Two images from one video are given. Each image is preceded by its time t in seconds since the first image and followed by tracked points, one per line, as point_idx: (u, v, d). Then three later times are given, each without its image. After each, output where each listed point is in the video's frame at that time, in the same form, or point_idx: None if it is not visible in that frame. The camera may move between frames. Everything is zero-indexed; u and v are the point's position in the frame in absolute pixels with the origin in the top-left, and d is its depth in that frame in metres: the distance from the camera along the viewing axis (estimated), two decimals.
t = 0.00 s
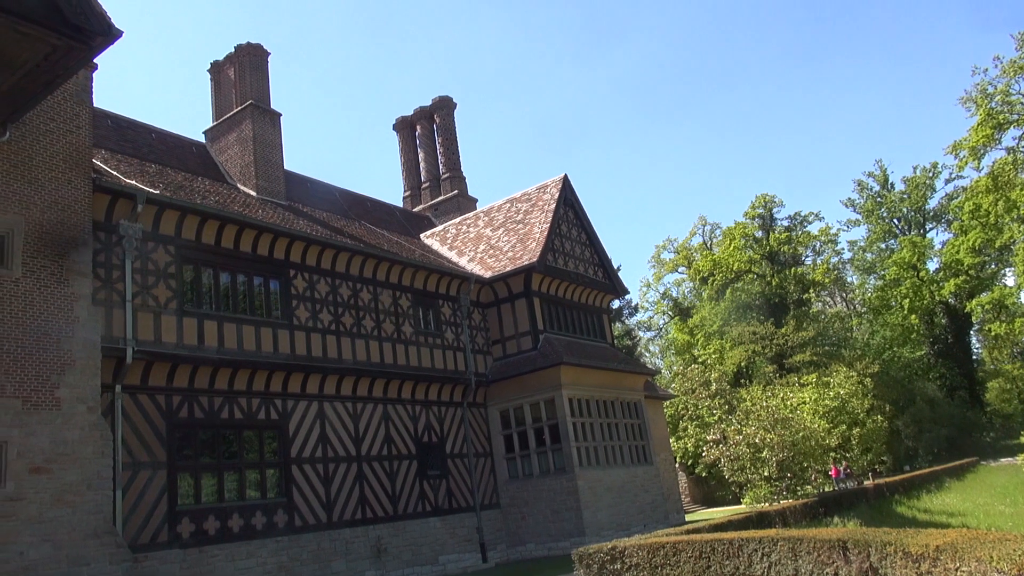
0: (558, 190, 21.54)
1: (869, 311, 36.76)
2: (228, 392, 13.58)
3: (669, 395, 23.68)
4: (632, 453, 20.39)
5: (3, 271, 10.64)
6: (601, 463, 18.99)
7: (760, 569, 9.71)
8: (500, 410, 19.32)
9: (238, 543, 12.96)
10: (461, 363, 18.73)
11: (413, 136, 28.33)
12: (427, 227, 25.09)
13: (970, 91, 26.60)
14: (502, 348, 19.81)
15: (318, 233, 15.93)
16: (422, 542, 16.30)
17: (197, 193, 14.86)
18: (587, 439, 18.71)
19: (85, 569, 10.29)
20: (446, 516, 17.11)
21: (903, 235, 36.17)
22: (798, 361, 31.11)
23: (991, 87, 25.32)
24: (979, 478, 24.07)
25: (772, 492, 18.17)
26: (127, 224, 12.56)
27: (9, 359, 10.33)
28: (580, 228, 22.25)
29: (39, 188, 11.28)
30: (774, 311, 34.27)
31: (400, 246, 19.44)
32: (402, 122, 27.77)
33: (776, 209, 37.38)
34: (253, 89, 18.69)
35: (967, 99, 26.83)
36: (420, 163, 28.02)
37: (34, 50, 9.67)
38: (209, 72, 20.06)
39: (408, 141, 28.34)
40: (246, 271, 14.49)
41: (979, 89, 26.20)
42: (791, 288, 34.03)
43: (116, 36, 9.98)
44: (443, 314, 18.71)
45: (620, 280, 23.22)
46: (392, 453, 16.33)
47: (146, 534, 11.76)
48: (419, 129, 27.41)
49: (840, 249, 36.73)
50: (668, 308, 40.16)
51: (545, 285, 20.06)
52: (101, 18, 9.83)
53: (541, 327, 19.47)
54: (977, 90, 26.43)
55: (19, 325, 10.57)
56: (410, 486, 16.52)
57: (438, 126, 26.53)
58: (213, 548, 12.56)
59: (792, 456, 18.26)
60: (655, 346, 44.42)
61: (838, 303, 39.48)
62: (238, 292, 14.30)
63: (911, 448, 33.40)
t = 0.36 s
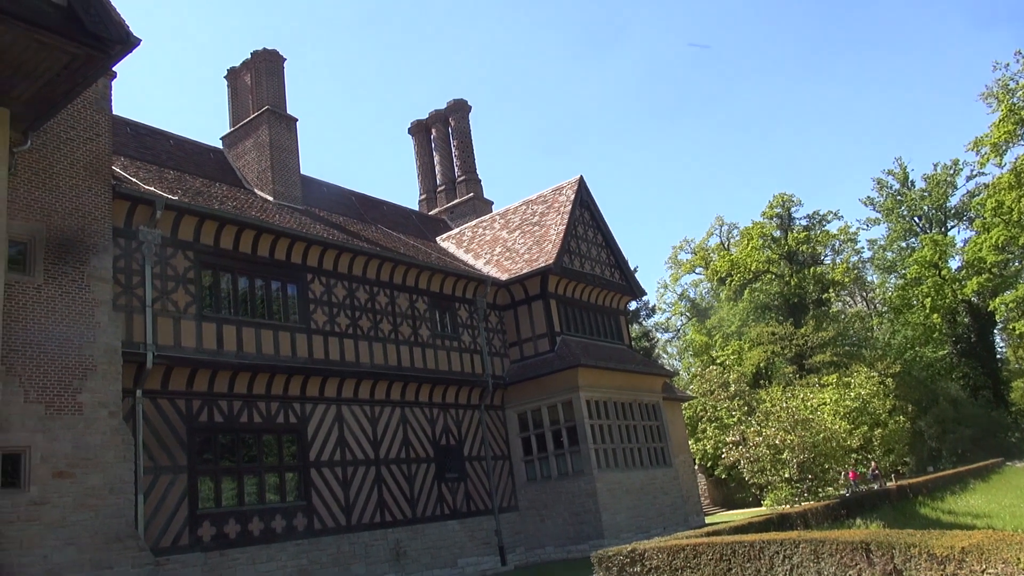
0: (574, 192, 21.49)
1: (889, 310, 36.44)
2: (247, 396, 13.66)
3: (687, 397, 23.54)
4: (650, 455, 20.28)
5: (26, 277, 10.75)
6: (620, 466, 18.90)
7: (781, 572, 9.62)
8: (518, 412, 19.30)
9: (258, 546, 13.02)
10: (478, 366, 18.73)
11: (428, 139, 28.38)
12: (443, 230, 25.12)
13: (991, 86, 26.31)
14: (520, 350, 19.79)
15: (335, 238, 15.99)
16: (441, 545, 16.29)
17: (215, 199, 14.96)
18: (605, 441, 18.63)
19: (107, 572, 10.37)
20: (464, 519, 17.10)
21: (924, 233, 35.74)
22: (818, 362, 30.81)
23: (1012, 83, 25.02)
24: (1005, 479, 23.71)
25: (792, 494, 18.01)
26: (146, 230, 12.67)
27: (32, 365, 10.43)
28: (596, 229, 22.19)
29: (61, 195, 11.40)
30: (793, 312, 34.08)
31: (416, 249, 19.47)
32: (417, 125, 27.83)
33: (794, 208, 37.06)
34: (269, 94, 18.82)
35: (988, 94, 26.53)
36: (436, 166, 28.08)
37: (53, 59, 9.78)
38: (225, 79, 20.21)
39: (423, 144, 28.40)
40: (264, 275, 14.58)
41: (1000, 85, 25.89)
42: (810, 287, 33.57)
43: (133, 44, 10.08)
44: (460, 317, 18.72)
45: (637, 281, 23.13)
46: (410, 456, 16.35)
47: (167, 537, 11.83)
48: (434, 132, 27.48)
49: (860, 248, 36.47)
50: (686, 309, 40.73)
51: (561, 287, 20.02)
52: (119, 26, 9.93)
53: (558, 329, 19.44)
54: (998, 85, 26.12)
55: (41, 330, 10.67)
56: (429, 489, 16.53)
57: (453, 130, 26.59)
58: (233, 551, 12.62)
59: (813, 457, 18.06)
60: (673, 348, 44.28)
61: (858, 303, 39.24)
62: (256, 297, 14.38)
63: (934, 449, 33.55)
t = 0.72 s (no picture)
0: (588, 193, 21.45)
1: (908, 309, 36.12)
2: (264, 400, 13.72)
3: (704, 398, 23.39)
4: (667, 457, 20.16)
5: (45, 283, 10.86)
6: (637, 467, 18.81)
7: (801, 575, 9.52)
8: (533, 414, 19.26)
9: (276, 549, 13.06)
10: (494, 368, 18.71)
11: (441, 142, 28.43)
12: (457, 232, 25.15)
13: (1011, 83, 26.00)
14: (535, 352, 19.75)
15: (349, 241, 16.05)
16: (457, 547, 16.28)
17: (231, 203, 15.06)
18: (622, 443, 18.55)
19: (127, 574, 10.43)
20: (481, 521, 17.08)
21: (943, 231, 35.31)
22: (837, 362, 30.50)
23: None
24: None
25: (811, 495, 17.83)
26: (164, 235, 12.77)
27: (52, 370, 10.53)
28: (611, 230, 22.13)
29: (79, 201, 11.52)
30: (811, 311, 33.78)
31: (430, 252, 19.49)
32: (430, 128, 27.89)
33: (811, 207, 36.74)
34: (283, 99, 18.93)
35: (1008, 91, 26.21)
36: (449, 169, 28.11)
37: (72, 67, 9.88)
38: (240, 84, 20.35)
39: (437, 147, 28.46)
40: (279, 279, 14.65)
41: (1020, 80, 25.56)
42: (827, 287, 33.23)
43: (150, 51, 10.17)
44: (475, 319, 18.72)
45: (653, 282, 23.02)
46: (426, 458, 16.36)
47: (186, 539, 11.89)
48: (447, 135, 27.51)
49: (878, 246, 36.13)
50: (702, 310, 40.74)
51: (576, 288, 19.97)
52: (136, 34, 10.04)
53: (573, 331, 19.39)
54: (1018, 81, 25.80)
55: (61, 335, 10.78)
56: (445, 491, 16.53)
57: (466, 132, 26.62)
58: (251, 554, 12.66)
59: (832, 458, 17.87)
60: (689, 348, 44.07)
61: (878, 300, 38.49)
62: (272, 300, 14.45)
63: (956, 449, 33.02)
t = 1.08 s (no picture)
0: (601, 193, 21.43)
1: (923, 307, 35.83)
2: (278, 401, 13.79)
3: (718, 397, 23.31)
4: (681, 457, 20.11)
5: (62, 286, 10.96)
6: (651, 467, 18.78)
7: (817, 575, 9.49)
8: (547, 415, 19.26)
9: (291, 550, 13.11)
10: (507, 369, 18.73)
11: (453, 143, 28.47)
12: (469, 233, 25.18)
13: None
14: (548, 352, 19.75)
15: (362, 242, 16.10)
16: (472, 548, 16.29)
17: (245, 206, 15.14)
18: (635, 443, 18.51)
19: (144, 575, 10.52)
20: (495, 522, 17.08)
21: (958, 229, 35.05)
22: (852, 361, 30.32)
23: None
24: None
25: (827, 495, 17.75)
26: (178, 238, 12.85)
27: (68, 372, 10.62)
28: (623, 230, 22.10)
29: (94, 205, 11.62)
30: (825, 310, 33.59)
31: (443, 253, 19.53)
32: (442, 129, 27.93)
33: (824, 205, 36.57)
34: (296, 102, 19.03)
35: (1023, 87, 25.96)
36: (461, 170, 28.14)
37: (87, 72, 9.96)
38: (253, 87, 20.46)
39: (448, 148, 28.50)
40: (294, 281, 14.72)
41: None
42: (842, 286, 33.04)
43: (163, 55, 10.24)
44: (488, 319, 18.74)
45: (666, 281, 22.97)
46: (440, 459, 16.40)
47: (202, 540, 11.96)
48: (459, 136, 27.55)
49: (892, 245, 35.99)
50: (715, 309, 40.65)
51: (589, 288, 19.96)
52: (150, 38, 10.11)
53: (586, 331, 19.39)
54: None
55: (78, 337, 10.88)
56: (459, 492, 16.55)
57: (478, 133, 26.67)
58: (267, 555, 12.72)
59: (848, 458, 17.79)
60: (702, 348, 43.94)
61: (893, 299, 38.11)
62: (286, 302, 14.51)
63: (973, 449, 32.77)
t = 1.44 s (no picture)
0: (612, 191, 21.37)
1: (938, 305, 34.90)
2: (290, 401, 13.78)
3: (731, 396, 23.23)
4: (694, 456, 20.04)
5: (74, 287, 10.97)
6: (663, 466, 18.72)
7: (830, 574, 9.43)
8: (558, 414, 19.22)
9: (303, 549, 13.09)
10: (518, 368, 18.69)
11: (464, 142, 28.45)
12: (480, 232, 25.15)
13: None
14: (559, 351, 19.71)
15: (374, 242, 16.07)
16: (484, 547, 16.28)
17: (256, 206, 15.13)
18: (647, 442, 18.45)
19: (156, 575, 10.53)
20: (506, 521, 17.05)
21: (972, 226, 34.82)
22: (865, 359, 30.19)
23: None
24: None
25: (840, 494, 17.68)
26: (189, 238, 12.84)
27: (81, 373, 10.64)
28: (635, 229, 22.04)
29: (105, 206, 11.62)
30: (838, 308, 33.46)
31: (454, 252, 19.51)
32: (453, 128, 27.92)
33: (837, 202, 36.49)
34: (307, 101, 19.02)
35: None
36: (472, 169, 28.11)
37: (98, 72, 9.96)
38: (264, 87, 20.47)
39: (459, 147, 28.51)
40: (306, 280, 14.71)
41: None
42: (855, 283, 32.89)
43: (174, 55, 10.22)
44: (499, 318, 18.71)
45: (678, 280, 22.89)
46: (451, 458, 16.38)
47: (214, 540, 11.96)
48: (470, 135, 27.53)
49: (906, 242, 35.88)
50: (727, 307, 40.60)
51: (600, 287, 19.91)
52: (160, 38, 10.08)
53: (597, 330, 19.35)
54: None
55: (90, 338, 10.90)
56: (470, 491, 16.52)
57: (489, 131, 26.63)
58: (279, 554, 12.71)
59: (861, 457, 17.71)
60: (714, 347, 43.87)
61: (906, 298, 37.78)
62: (298, 302, 14.49)
63: (988, 447, 32.98)
